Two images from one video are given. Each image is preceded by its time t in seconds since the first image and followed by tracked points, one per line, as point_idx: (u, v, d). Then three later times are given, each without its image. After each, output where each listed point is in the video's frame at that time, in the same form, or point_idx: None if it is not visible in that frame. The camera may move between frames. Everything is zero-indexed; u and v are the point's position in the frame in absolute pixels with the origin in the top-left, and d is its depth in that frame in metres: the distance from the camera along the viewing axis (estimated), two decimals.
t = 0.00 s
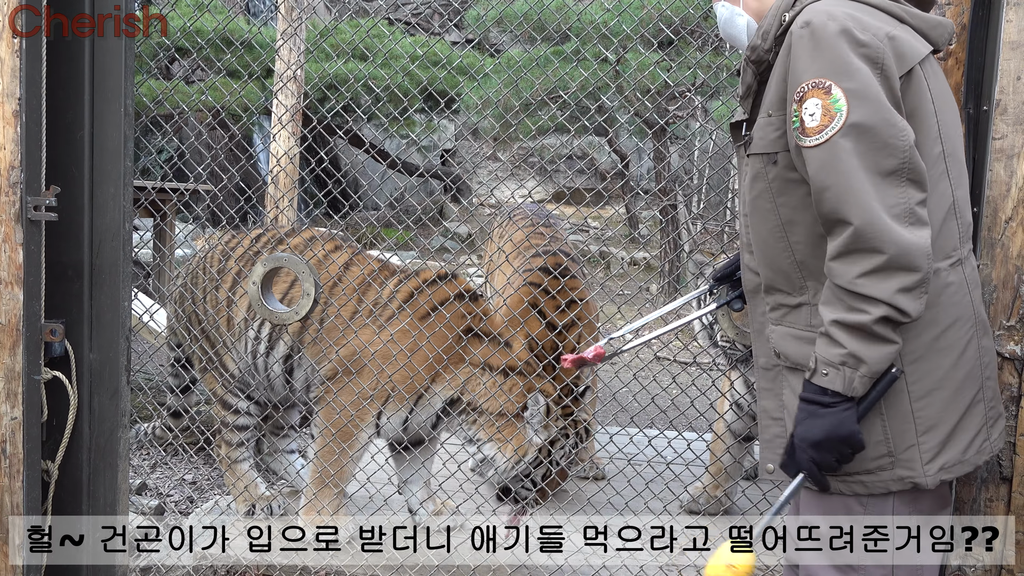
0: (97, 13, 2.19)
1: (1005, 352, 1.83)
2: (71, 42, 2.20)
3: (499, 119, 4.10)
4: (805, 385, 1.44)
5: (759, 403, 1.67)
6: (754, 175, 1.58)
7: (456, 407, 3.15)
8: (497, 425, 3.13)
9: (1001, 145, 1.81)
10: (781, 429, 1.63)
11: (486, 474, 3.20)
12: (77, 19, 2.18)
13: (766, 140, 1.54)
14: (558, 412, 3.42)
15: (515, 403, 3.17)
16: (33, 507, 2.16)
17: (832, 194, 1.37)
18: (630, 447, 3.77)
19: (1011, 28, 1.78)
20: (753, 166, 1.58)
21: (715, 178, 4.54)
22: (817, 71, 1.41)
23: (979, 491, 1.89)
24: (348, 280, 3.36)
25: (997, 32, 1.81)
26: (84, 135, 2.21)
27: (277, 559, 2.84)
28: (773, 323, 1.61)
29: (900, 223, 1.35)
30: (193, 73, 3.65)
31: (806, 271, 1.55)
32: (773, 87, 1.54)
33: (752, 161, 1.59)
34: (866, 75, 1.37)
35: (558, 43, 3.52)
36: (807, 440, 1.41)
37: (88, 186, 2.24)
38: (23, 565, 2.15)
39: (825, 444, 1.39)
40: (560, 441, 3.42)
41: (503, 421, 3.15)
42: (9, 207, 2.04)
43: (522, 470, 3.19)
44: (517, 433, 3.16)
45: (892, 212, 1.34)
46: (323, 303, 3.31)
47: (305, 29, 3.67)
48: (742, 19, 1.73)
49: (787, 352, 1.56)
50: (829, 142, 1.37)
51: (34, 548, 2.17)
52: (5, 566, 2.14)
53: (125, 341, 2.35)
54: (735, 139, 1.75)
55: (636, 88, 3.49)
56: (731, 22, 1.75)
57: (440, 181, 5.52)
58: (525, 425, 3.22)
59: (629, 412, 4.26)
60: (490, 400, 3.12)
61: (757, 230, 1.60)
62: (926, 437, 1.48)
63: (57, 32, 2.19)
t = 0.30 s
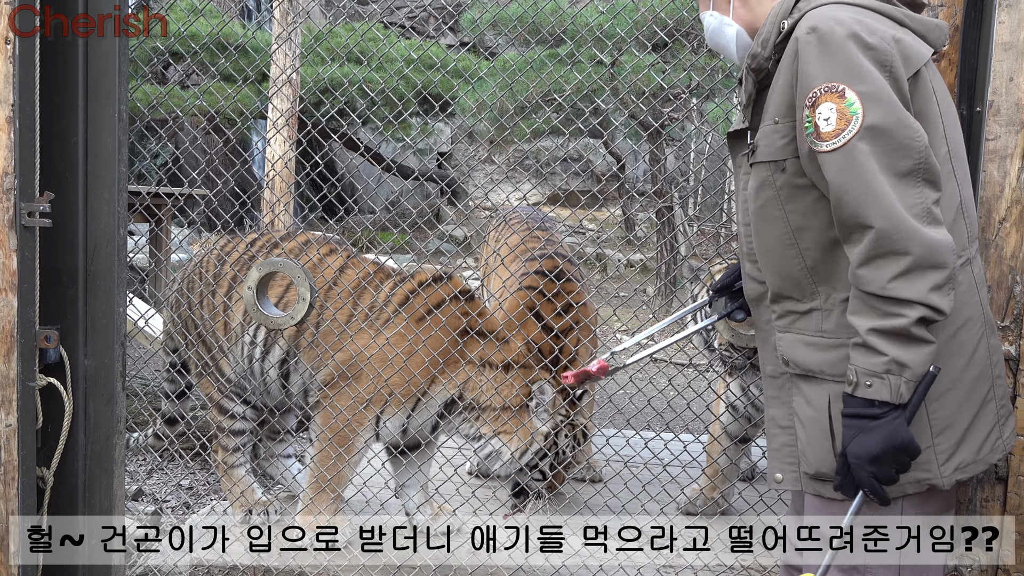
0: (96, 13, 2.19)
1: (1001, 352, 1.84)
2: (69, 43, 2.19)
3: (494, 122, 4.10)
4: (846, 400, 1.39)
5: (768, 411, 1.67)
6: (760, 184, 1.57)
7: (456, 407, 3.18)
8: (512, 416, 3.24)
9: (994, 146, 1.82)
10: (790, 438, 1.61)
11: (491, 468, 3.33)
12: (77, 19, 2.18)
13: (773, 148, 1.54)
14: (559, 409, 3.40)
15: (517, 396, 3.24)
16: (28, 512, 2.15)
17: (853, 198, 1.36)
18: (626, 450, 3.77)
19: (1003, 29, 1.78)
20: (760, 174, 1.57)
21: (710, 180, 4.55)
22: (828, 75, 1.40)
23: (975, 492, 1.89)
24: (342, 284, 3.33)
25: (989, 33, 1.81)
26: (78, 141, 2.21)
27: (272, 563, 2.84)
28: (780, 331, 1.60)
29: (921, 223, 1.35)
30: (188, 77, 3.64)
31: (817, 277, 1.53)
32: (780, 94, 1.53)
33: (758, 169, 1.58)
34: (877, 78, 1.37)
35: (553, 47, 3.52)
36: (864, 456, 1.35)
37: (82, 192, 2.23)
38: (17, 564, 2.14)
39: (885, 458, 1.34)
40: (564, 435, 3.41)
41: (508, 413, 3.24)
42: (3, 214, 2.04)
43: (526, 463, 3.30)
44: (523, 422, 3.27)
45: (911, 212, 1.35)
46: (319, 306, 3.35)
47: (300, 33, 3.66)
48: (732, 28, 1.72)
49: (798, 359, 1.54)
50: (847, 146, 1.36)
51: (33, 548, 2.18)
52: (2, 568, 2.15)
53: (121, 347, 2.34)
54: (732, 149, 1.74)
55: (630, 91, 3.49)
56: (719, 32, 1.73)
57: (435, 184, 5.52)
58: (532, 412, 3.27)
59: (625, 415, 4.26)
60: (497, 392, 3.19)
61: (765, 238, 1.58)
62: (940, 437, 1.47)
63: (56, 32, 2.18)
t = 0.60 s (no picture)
0: (97, 14, 2.18)
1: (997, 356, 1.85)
2: (69, 43, 2.19)
3: (488, 127, 4.11)
4: (873, 419, 1.38)
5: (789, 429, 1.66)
6: (762, 218, 1.55)
7: (456, 405, 3.17)
8: (507, 417, 3.23)
9: (986, 150, 1.83)
10: (811, 456, 1.59)
11: (489, 469, 3.28)
12: (78, 19, 2.18)
13: (773, 181, 1.52)
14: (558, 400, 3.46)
15: (511, 396, 3.23)
16: (22, 516, 2.13)
17: (863, 227, 1.34)
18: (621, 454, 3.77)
19: (995, 34, 1.79)
20: (761, 209, 1.55)
21: (705, 184, 4.56)
22: (821, 107, 1.39)
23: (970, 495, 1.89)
24: (338, 289, 3.38)
25: (981, 39, 1.82)
26: (72, 146, 2.20)
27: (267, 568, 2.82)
28: (797, 348, 1.58)
29: (932, 239, 1.34)
30: (183, 81, 3.64)
31: (834, 295, 1.51)
32: (772, 125, 1.51)
33: (758, 204, 1.55)
34: (870, 103, 1.36)
35: (548, 51, 3.53)
36: (896, 474, 1.35)
37: (76, 197, 2.23)
38: (12, 563, 2.12)
39: (917, 475, 1.34)
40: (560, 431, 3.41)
41: (503, 414, 3.23)
42: None
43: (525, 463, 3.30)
44: (518, 420, 3.26)
45: (921, 228, 1.33)
46: (314, 312, 3.35)
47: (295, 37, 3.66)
48: (704, 67, 1.68)
49: (820, 378, 1.53)
50: (850, 174, 1.34)
51: (26, 551, 2.18)
52: None
53: (114, 351, 2.33)
54: (721, 183, 1.72)
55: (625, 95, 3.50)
56: (692, 70, 1.70)
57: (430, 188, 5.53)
58: (530, 413, 3.30)
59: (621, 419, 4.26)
60: (492, 389, 3.18)
61: (775, 266, 1.56)
62: (961, 442, 1.47)
63: (56, 32, 2.18)
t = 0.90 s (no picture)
0: (96, 13, 2.18)
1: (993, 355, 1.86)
2: (69, 43, 2.18)
3: (486, 127, 4.11)
4: (874, 418, 1.39)
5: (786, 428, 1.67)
6: (766, 215, 1.55)
7: (461, 397, 3.17)
8: (498, 408, 3.19)
9: (982, 150, 1.83)
10: (806, 454, 1.62)
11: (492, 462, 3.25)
12: (78, 19, 2.18)
13: (778, 178, 1.52)
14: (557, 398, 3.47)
15: (508, 390, 3.20)
16: (19, 516, 2.13)
17: (871, 226, 1.34)
18: (619, 454, 3.78)
19: (990, 34, 1.80)
20: (764, 205, 1.55)
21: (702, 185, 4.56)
22: (831, 105, 1.38)
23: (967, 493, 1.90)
24: (336, 289, 3.39)
25: (977, 38, 1.82)
26: (69, 146, 2.20)
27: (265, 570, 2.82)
28: (796, 348, 1.58)
29: (937, 240, 1.34)
30: (180, 81, 3.64)
31: (835, 294, 1.52)
32: (779, 122, 1.51)
33: (762, 200, 1.55)
34: (881, 102, 1.36)
35: (545, 52, 3.52)
36: (894, 473, 1.35)
37: (73, 198, 2.22)
38: (10, 563, 2.12)
39: (916, 474, 1.35)
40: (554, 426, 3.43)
41: (502, 408, 3.20)
42: None
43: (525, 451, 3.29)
44: (517, 413, 3.23)
45: (928, 230, 1.33)
46: (314, 312, 3.35)
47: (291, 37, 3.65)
48: (711, 60, 1.70)
49: (819, 376, 1.53)
50: (860, 174, 1.34)
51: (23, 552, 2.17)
52: None
53: (111, 353, 2.34)
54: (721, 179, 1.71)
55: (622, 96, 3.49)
56: (699, 64, 1.71)
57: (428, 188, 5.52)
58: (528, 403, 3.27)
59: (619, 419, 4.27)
60: (489, 387, 3.17)
61: (775, 264, 1.56)
62: (960, 442, 1.47)
63: (56, 32, 2.17)
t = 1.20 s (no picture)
0: (96, 13, 2.19)
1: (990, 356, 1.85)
2: (68, 42, 2.18)
3: (486, 127, 4.10)
4: (840, 406, 1.38)
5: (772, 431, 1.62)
6: (754, 216, 1.53)
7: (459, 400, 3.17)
8: (497, 410, 3.17)
9: (982, 151, 1.83)
10: (797, 458, 1.57)
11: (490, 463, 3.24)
12: (77, 19, 2.18)
13: (765, 178, 1.50)
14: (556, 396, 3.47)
15: (505, 390, 3.19)
16: (19, 516, 2.13)
17: (854, 222, 1.32)
18: (619, 454, 3.78)
19: (990, 36, 1.80)
20: (752, 207, 1.53)
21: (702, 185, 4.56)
22: (814, 103, 1.37)
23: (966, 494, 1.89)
24: (337, 289, 3.38)
25: (976, 40, 1.82)
26: (69, 146, 2.20)
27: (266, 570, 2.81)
28: (786, 351, 1.56)
29: (922, 237, 1.32)
30: (180, 81, 3.63)
31: (825, 296, 1.50)
32: (764, 123, 1.49)
33: (749, 202, 1.54)
34: (864, 100, 1.34)
35: (545, 53, 3.52)
36: (850, 460, 1.35)
37: (73, 198, 2.23)
38: (10, 563, 2.12)
39: (871, 463, 1.34)
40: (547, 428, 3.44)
41: (500, 413, 3.18)
42: None
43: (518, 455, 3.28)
44: (516, 416, 3.21)
45: (912, 227, 1.32)
46: (314, 312, 3.37)
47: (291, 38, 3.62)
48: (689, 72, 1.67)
49: (809, 379, 1.52)
50: (842, 171, 1.33)
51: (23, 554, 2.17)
52: None
53: (111, 353, 2.34)
54: (709, 186, 1.68)
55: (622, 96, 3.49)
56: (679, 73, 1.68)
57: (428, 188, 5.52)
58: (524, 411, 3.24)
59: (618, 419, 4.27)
60: (488, 388, 3.17)
61: (765, 266, 1.54)
62: (953, 441, 1.45)
63: (56, 32, 2.17)
